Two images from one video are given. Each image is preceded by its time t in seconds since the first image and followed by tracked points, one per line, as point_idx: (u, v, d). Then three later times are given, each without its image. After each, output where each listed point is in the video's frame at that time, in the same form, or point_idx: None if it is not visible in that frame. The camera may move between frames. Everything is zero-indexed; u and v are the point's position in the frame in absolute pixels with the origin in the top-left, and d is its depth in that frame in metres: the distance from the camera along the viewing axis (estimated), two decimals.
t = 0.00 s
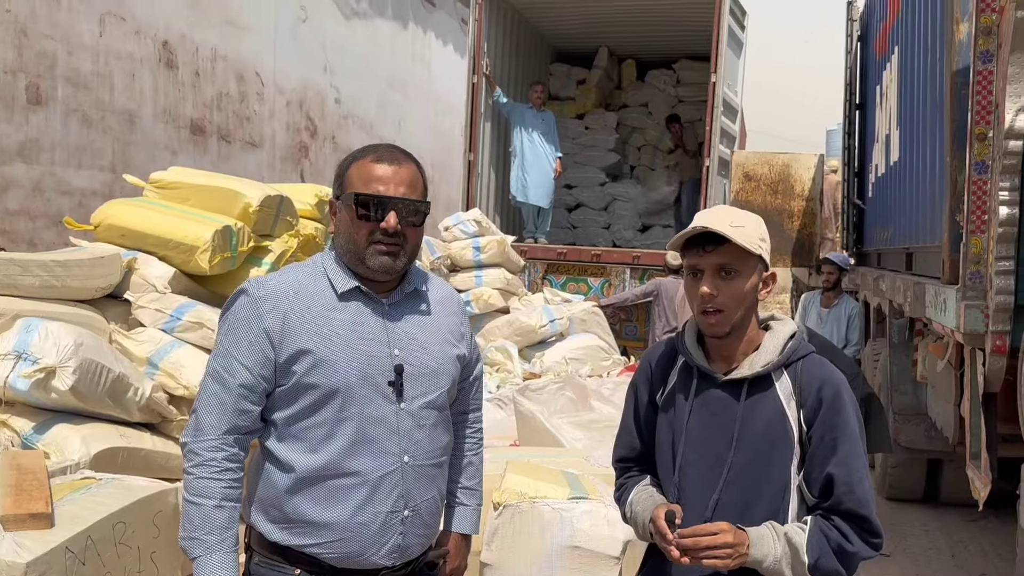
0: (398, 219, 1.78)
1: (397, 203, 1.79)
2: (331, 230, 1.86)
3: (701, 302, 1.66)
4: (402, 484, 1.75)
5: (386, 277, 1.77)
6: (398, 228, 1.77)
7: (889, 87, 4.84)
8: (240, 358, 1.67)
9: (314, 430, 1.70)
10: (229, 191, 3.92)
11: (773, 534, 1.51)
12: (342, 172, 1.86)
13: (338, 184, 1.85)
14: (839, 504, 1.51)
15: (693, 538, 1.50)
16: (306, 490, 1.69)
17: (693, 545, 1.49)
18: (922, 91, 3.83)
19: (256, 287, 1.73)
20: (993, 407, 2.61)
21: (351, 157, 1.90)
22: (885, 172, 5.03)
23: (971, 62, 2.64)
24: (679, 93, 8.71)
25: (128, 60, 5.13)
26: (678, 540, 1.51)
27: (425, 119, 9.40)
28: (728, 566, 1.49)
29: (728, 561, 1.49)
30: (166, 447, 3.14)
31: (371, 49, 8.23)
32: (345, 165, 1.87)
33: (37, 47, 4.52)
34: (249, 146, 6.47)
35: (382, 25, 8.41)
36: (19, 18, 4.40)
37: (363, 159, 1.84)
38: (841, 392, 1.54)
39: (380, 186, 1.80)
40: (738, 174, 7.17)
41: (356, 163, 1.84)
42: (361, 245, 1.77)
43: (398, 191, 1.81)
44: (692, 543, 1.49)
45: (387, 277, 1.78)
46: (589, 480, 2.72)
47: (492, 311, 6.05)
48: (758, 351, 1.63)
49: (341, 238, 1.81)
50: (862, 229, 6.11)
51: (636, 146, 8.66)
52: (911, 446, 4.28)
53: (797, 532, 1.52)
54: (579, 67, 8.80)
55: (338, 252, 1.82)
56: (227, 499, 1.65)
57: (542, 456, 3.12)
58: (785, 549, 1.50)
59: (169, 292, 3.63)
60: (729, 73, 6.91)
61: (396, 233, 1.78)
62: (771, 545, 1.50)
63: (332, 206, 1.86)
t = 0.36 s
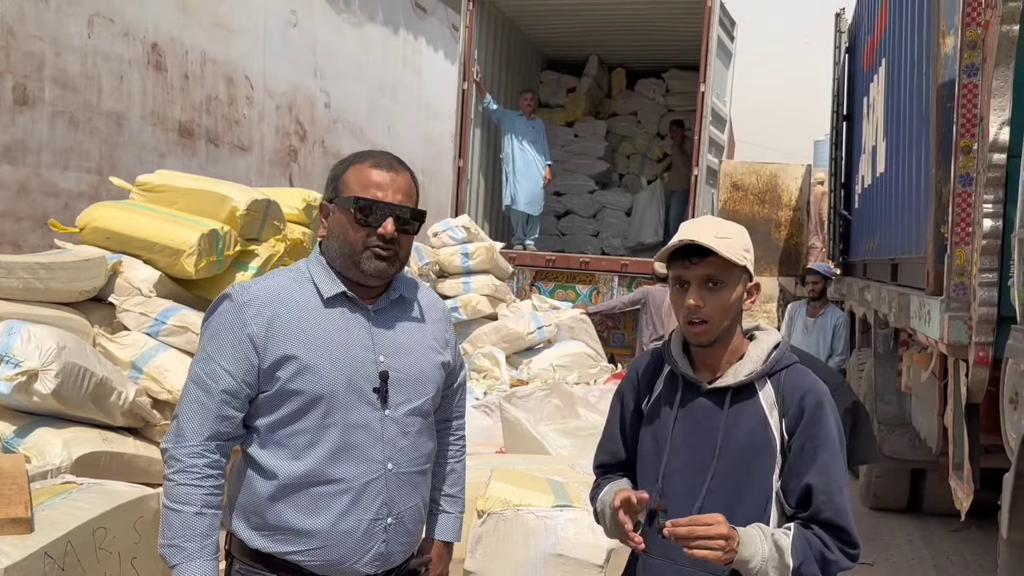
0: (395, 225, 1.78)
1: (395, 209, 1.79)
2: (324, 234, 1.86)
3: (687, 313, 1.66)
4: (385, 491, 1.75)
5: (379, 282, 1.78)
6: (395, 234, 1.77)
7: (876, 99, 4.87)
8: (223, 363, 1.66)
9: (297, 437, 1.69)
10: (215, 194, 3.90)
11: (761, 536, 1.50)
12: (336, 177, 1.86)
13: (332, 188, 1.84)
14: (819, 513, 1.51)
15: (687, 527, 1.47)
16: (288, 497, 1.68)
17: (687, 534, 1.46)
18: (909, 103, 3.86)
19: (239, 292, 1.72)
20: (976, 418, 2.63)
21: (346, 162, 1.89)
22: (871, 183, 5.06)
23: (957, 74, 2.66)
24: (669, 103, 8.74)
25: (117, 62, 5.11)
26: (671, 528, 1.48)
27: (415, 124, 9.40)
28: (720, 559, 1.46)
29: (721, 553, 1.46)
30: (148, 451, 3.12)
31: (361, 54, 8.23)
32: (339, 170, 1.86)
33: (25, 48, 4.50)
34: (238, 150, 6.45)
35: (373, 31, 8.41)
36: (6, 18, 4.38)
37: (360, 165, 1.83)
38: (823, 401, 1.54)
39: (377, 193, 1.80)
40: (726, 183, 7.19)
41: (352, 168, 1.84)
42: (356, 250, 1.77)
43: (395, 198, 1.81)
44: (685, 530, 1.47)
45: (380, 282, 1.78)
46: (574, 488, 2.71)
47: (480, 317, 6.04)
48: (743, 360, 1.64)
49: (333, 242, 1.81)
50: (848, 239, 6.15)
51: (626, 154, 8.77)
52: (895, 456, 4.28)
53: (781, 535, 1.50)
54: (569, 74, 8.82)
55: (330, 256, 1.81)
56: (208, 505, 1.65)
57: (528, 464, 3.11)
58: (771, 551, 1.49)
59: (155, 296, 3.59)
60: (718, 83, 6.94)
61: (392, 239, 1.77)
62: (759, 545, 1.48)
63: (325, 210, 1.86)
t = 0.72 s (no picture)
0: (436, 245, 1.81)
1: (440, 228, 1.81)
2: (354, 238, 1.79)
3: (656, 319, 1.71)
4: (380, 496, 1.74)
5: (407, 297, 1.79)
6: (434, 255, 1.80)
7: (873, 104, 4.88)
8: (221, 363, 1.65)
9: (294, 439, 1.68)
10: (211, 194, 3.89)
11: (753, 535, 1.47)
12: (379, 181, 1.81)
13: (375, 194, 1.79)
14: (806, 521, 1.50)
15: (684, 513, 1.43)
16: (282, 501, 1.67)
17: (682, 520, 1.42)
18: (905, 109, 3.87)
19: (239, 291, 1.71)
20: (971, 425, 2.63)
21: (379, 168, 1.85)
22: (868, 188, 5.06)
23: (955, 80, 2.66)
24: (666, 106, 8.75)
25: (113, 61, 5.10)
26: (668, 514, 1.43)
27: (411, 126, 9.40)
28: (715, 550, 1.42)
29: (717, 543, 1.42)
30: (141, 452, 3.11)
31: (359, 55, 8.23)
32: (380, 176, 1.82)
33: (21, 46, 4.48)
34: (234, 150, 6.44)
35: (370, 32, 8.41)
36: (3, 16, 4.36)
37: (410, 177, 1.82)
38: (816, 408, 1.54)
39: (425, 208, 1.79)
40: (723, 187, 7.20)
41: (399, 179, 1.80)
42: (398, 263, 1.75)
43: (436, 214, 1.81)
44: (682, 516, 1.42)
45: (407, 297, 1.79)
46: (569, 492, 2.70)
47: (476, 319, 6.03)
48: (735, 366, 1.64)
49: (374, 249, 1.75)
50: (844, 244, 6.17)
51: (623, 157, 8.76)
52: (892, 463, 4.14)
53: (773, 538, 1.48)
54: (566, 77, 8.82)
55: (365, 263, 1.76)
56: (202, 507, 1.64)
57: (523, 467, 3.10)
58: (764, 550, 1.46)
59: (150, 295, 3.58)
60: (715, 88, 6.95)
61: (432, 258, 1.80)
62: (751, 543, 1.45)
63: (360, 213, 1.79)
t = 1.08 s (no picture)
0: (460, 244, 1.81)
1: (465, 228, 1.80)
2: (384, 243, 1.75)
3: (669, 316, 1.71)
4: (400, 490, 1.75)
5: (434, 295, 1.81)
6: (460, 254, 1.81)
7: (880, 100, 4.86)
8: (245, 354, 1.64)
9: (317, 432, 1.68)
10: (217, 188, 3.88)
11: (768, 535, 1.48)
12: (406, 183, 1.76)
13: (404, 197, 1.75)
14: (824, 520, 1.50)
15: (693, 512, 1.45)
16: (304, 492, 1.68)
17: (693, 519, 1.44)
18: (914, 105, 3.84)
19: (263, 280, 1.70)
20: (979, 422, 2.62)
21: (401, 165, 1.80)
22: (874, 184, 5.04)
23: (966, 76, 2.65)
24: (670, 102, 8.72)
25: (117, 54, 5.09)
26: (678, 512, 1.46)
27: (414, 121, 9.38)
28: (726, 550, 1.44)
29: (728, 542, 1.43)
30: (146, 445, 3.11)
31: (362, 49, 8.20)
32: (406, 177, 1.77)
33: (25, 38, 4.47)
34: (238, 143, 6.43)
35: (373, 26, 8.38)
36: (7, 8, 4.34)
37: (436, 177, 1.79)
38: (833, 407, 1.53)
39: (454, 211, 1.77)
40: (727, 183, 7.18)
41: (424, 180, 1.77)
42: (430, 267, 1.75)
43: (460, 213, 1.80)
44: (692, 514, 1.44)
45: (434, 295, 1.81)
46: (576, 487, 2.69)
47: (479, 314, 6.02)
48: (751, 363, 1.65)
49: (405, 256, 1.73)
50: (849, 240, 6.15)
51: (626, 153, 8.73)
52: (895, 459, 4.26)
53: (789, 538, 1.49)
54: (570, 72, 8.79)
55: (396, 269, 1.75)
56: (225, 498, 1.63)
57: (528, 461, 3.09)
58: (778, 551, 1.47)
59: (155, 288, 3.59)
60: (721, 84, 6.93)
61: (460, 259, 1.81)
62: (767, 544, 1.47)
63: (388, 217, 1.75)
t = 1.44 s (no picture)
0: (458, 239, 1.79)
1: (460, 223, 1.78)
2: (375, 235, 1.79)
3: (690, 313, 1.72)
4: (417, 486, 1.78)
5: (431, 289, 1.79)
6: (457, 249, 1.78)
7: (892, 95, 4.83)
8: (268, 357, 1.64)
9: (339, 432, 1.70)
10: (228, 182, 3.89)
11: (791, 538, 1.49)
12: (396, 176, 1.79)
13: (392, 190, 1.78)
14: (848, 522, 1.51)
15: (714, 516, 1.46)
16: (327, 492, 1.69)
17: (713, 523, 1.45)
18: (927, 99, 3.82)
19: (280, 282, 1.70)
20: (991, 418, 2.61)
21: (397, 159, 1.82)
22: (886, 179, 5.01)
23: (979, 70, 2.63)
24: (680, 96, 8.69)
25: (128, 50, 5.11)
26: (698, 517, 1.47)
27: (424, 116, 9.38)
28: (747, 553, 1.44)
29: (749, 546, 1.44)
30: (158, 439, 3.13)
31: (372, 44, 8.20)
32: (398, 169, 1.80)
33: (37, 34, 4.48)
34: (248, 139, 6.45)
35: (383, 21, 8.38)
36: (19, 4, 4.36)
37: (428, 170, 1.79)
38: (856, 407, 1.54)
39: (445, 205, 1.76)
40: (738, 178, 7.15)
41: (415, 173, 1.78)
42: (418, 261, 1.75)
43: (456, 207, 1.79)
44: (712, 518, 1.46)
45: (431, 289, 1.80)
46: (587, 482, 2.70)
47: (489, 309, 6.02)
48: (774, 362, 1.65)
49: (391, 250, 1.75)
50: (860, 236, 6.13)
51: (636, 148, 8.67)
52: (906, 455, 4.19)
53: (813, 540, 1.50)
54: (580, 67, 8.78)
55: (385, 262, 1.77)
56: (257, 503, 1.63)
57: (538, 457, 3.10)
58: (802, 554, 1.48)
59: (167, 283, 3.60)
60: (732, 78, 6.90)
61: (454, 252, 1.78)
62: (790, 547, 1.47)
63: (379, 210, 1.79)
